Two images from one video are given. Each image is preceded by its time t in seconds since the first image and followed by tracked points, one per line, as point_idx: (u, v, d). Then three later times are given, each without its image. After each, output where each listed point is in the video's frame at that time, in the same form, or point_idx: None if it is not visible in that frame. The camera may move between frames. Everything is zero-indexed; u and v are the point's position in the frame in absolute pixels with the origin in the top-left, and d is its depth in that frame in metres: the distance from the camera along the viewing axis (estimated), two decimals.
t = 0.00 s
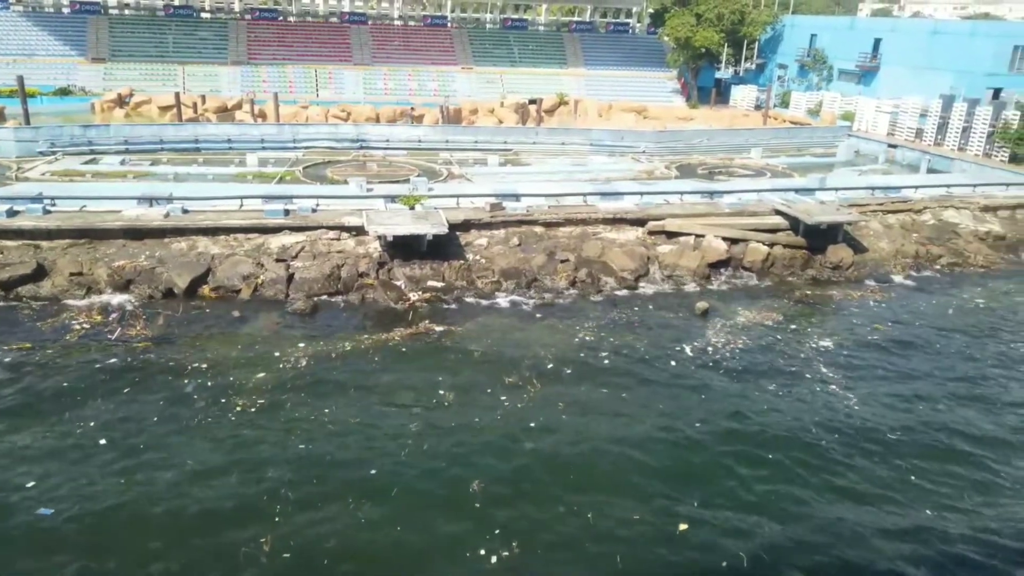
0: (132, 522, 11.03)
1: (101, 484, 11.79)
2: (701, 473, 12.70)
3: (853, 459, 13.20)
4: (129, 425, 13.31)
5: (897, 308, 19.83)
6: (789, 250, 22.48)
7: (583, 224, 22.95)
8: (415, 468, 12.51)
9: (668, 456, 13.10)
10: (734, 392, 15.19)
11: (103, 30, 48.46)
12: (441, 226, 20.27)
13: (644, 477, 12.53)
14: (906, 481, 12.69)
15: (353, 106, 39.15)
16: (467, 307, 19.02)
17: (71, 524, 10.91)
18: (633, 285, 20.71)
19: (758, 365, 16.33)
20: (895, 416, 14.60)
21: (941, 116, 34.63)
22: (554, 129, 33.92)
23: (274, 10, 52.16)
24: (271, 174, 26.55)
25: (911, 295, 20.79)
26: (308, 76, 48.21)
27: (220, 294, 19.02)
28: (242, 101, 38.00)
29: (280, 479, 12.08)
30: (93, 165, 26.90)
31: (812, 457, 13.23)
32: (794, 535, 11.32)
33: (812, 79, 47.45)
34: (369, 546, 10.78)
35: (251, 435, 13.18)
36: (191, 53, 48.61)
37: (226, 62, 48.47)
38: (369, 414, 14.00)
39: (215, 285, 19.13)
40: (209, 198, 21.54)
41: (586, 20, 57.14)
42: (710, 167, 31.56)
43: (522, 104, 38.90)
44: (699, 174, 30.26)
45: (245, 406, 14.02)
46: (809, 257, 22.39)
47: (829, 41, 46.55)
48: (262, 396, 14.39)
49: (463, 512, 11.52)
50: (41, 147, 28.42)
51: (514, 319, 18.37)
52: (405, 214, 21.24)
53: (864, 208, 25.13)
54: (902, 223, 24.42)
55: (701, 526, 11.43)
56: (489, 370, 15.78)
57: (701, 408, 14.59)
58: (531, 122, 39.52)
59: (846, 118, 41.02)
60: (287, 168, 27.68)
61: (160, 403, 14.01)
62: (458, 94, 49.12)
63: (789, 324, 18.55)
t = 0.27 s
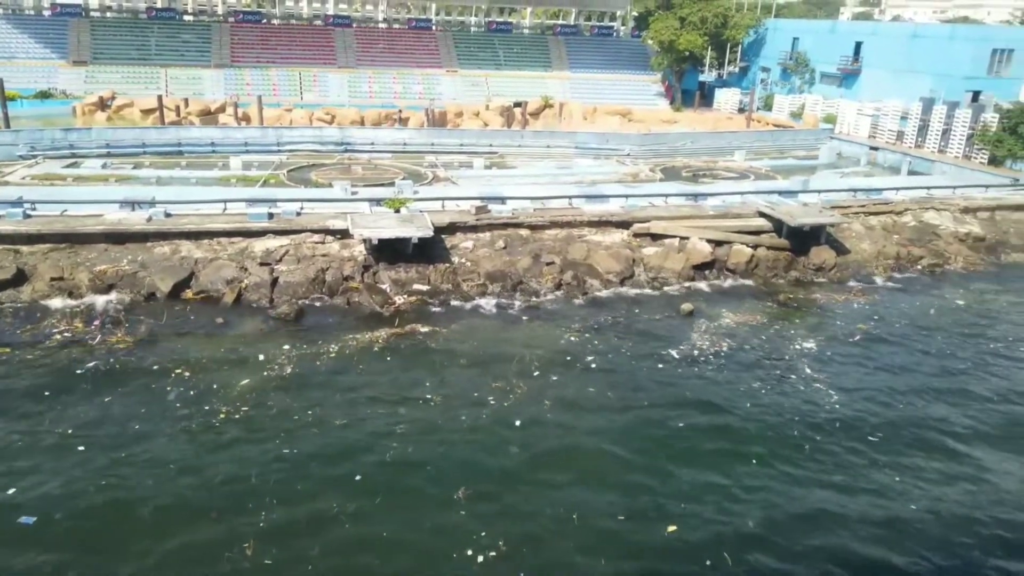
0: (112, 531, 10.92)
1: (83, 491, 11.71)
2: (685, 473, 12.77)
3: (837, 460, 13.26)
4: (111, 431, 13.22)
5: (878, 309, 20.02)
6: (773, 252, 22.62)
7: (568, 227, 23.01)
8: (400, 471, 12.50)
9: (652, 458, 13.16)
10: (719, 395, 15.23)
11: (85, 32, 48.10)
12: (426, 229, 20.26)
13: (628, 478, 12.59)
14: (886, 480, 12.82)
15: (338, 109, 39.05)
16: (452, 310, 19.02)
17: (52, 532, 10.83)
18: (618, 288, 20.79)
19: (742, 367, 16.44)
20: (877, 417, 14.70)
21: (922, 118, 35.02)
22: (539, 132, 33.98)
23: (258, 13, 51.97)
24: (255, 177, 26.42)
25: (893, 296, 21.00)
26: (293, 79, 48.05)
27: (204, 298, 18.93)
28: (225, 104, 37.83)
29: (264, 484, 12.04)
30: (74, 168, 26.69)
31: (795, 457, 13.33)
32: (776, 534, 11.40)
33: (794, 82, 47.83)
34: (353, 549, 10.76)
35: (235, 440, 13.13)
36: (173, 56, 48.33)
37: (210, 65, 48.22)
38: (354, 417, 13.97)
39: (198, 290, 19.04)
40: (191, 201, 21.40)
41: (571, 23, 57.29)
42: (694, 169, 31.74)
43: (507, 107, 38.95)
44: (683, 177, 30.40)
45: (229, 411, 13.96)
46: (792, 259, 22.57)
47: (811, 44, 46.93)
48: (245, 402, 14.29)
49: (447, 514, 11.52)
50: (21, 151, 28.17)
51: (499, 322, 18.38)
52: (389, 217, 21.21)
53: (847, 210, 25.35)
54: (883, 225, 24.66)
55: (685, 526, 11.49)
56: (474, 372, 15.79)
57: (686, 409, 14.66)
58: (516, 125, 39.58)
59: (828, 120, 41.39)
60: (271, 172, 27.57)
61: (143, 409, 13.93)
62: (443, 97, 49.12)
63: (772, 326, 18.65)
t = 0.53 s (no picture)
0: (86, 540, 10.76)
1: (55, 499, 11.51)
2: (664, 477, 12.81)
3: (815, 465, 13.34)
4: (84, 439, 13.02)
5: (853, 315, 20.26)
6: (749, 258, 22.82)
7: (547, 233, 23.05)
8: (378, 477, 12.42)
9: (630, 462, 13.18)
10: (698, 401, 15.28)
11: (59, 35, 47.51)
12: (405, 235, 20.20)
13: (607, 482, 12.61)
14: (862, 483, 12.95)
15: (316, 114, 38.89)
16: (431, 316, 18.97)
17: (23, 542, 10.64)
18: (597, 294, 20.85)
19: (720, 372, 16.54)
20: (853, 423, 14.83)
21: (895, 127, 35.57)
22: (518, 138, 34.06)
23: (235, 17, 51.66)
24: (232, 183, 26.20)
25: (867, 302, 21.26)
26: (271, 83, 47.79)
27: (179, 304, 18.72)
28: (202, 109, 37.52)
29: (241, 491, 11.91)
30: (47, 173, 26.32)
31: (772, 461, 13.43)
32: (754, 538, 11.47)
33: (770, 90, 48.37)
34: (331, 556, 10.67)
35: (211, 446, 12.98)
36: (149, 60, 47.87)
37: (186, 69, 47.83)
38: (332, 424, 13.87)
39: (173, 296, 18.83)
40: (167, 207, 21.19)
41: (550, 30, 57.53)
42: (672, 176, 31.96)
43: (486, 113, 38.98)
44: (661, 184, 30.59)
45: (205, 418, 13.81)
46: (769, 265, 22.78)
47: (786, 53, 47.47)
48: (221, 411, 14.09)
49: (426, 520, 11.47)
50: None
51: (478, 328, 18.36)
52: (368, 223, 21.12)
53: (822, 217, 25.65)
54: (858, 231, 24.96)
55: (664, 529, 11.53)
56: (453, 378, 15.75)
57: (665, 415, 14.72)
58: (495, 131, 39.64)
59: (803, 128, 41.90)
60: (248, 177, 27.36)
61: (117, 416, 13.74)
62: (422, 103, 49.10)
63: (749, 332, 18.80)
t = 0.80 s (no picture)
0: (35, 555, 10.49)
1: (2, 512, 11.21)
2: (623, 481, 12.92)
3: (772, 468, 13.55)
4: (32, 449, 12.67)
5: (809, 319, 20.68)
6: (708, 264, 23.15)
7: (509, 238, 23.10)
8: (337, 485, 12.33)
9: (590, 467, 13.28)
10: (657, 405, 15.45)
11: (7, 34, 46.22)
12: (365, 240, 20.06)
13: (567, 487, 12.68)
14: (816, 483, 13.22)
15: (275, 118, 38.40)
16: (392, 322, 18.85)
17: None
18: (559, 299, 20.95)
19: (679, 376, 16.75)
20: (808, 425, 15.13)
21: (848, 136, 36.43)
22: (480, 143, 34.06)
23: (192, 19, 50.80)
24: (188, 187, 25.73)
25: (822, 307, 21.73)
26: (229, 86, 47.10)
27: (133, 311, 18.33)
28: (157, 111, 36.82)
29: (196, 502, 11.72)
30: None
31: (729, 463, 13.64)
32: (711, 539, 11.63)
33: (728, 99, 49.15)
34: (288, 566, 10.56)
35: (166, 455, 12.75)
36: (102, 61, 46.81)
37: (141, 70, 46.88)
38: (290, 430, 13.72)
39: (127, 302, 18.42)
40: (120, 211, 20.73)
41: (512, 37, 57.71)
42: (632, 182, 32.27)
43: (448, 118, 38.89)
44: (622, 190, 30.85)
45: (160, 427, 13.54)
46: (727, 271, 23.14)
47: (743, 63, 48.30)
48: (176, 419, 13.81)
49: (385, 528, 11.41)
50: None
51: (439, 334, 18.31)
52: (328, 228, 20.92)
53: (778, 224, 26.14)
54: (813, 238, 25.49)
55: (623, 533, 11.63)
56: (413, 384, 15.67)
57: (624, 419, 14.85)
58: (458, 137, 39.59)
59: (760, 137, 42.69)
60: (205, 181, 26.89)
61: (67, 425, 13.40)
62: (384, 107, 48.85)
63: (708, 337, 19.06)
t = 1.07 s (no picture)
0: None
1: None
2: (591, 479, 12.98)
3: (738, 463, 13.72)
4: None
5: (772, 319, 21.00)
6: (674, 265, 23.39)
7: (477, 239, 23.09)
8: (303, 486, 12.20)
9: (558, 465, 13.33)
10: (624, 404, 15.55)
11: None
12: (331, 241, 19.88)
13: (534, 485, 12.69)
14: (779, 477, 13.42)
15: (239, 117, 37.88)
16: (359, 323, 18.71)
17: None
18: (527, 300, 20.99)
19: (645, 375, 16.88)
20: (771, 421, 15.35)
21: (809, 139, 37.05)
22: (448, 144, 33.98)
23: (153, 15, 49.88)
24: (149, 186, 25.26)
25: (785, 306, 22.08)
26: (192, 84, 46.37)
27: (92, 313, 17.93)
28: (118, 109, 36.11)
29: (158, 505, 11.52)
30: None
31: (695, 459, 13.78)
32: (677, 534, 11.74)
33: (693, 102, 49.67)
34: (253, 569, 10.43)
35: (126, 459, 12.51)
36: (60, 57, 45.74)
37: (100, 67, 45.91)
38: (255, 432, 13.54)
39: (85, 304, 18.03)
40: (79, 211, 20.29)
41: (480, 37, 57.67)
42: (599, 184, 32.46)
43: (415, 118, 38.73)
44: (589, 191, 31.00)
45: (120, 430, 13.27)
46: (693, 272, 23.40)
47: (708, 66, 48.84)
48: (137, 422, 13.55)
49: (351, 529, 11.33)
50: None
51: (406, 335, 18.22)
52: (294, 228, 20.70)
53: (743, 225, 26.51)
54: (776, 239, 25.89)
55: (590, 530, 11.68)
56: (380, 385, 15.57)
57: (591, 417, 14.93)
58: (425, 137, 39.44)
59: (725, 139, 43.25)
60: (167, 180, 26.43)
61: (23, 430, 13.07)
62: (350, 107, 48.49)
63: (674, 336, 19.24)
